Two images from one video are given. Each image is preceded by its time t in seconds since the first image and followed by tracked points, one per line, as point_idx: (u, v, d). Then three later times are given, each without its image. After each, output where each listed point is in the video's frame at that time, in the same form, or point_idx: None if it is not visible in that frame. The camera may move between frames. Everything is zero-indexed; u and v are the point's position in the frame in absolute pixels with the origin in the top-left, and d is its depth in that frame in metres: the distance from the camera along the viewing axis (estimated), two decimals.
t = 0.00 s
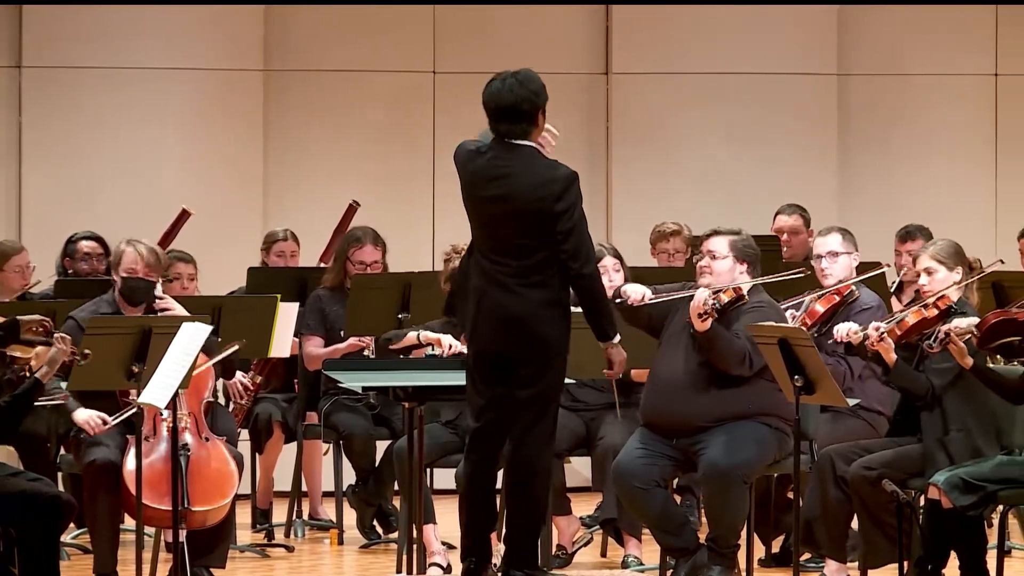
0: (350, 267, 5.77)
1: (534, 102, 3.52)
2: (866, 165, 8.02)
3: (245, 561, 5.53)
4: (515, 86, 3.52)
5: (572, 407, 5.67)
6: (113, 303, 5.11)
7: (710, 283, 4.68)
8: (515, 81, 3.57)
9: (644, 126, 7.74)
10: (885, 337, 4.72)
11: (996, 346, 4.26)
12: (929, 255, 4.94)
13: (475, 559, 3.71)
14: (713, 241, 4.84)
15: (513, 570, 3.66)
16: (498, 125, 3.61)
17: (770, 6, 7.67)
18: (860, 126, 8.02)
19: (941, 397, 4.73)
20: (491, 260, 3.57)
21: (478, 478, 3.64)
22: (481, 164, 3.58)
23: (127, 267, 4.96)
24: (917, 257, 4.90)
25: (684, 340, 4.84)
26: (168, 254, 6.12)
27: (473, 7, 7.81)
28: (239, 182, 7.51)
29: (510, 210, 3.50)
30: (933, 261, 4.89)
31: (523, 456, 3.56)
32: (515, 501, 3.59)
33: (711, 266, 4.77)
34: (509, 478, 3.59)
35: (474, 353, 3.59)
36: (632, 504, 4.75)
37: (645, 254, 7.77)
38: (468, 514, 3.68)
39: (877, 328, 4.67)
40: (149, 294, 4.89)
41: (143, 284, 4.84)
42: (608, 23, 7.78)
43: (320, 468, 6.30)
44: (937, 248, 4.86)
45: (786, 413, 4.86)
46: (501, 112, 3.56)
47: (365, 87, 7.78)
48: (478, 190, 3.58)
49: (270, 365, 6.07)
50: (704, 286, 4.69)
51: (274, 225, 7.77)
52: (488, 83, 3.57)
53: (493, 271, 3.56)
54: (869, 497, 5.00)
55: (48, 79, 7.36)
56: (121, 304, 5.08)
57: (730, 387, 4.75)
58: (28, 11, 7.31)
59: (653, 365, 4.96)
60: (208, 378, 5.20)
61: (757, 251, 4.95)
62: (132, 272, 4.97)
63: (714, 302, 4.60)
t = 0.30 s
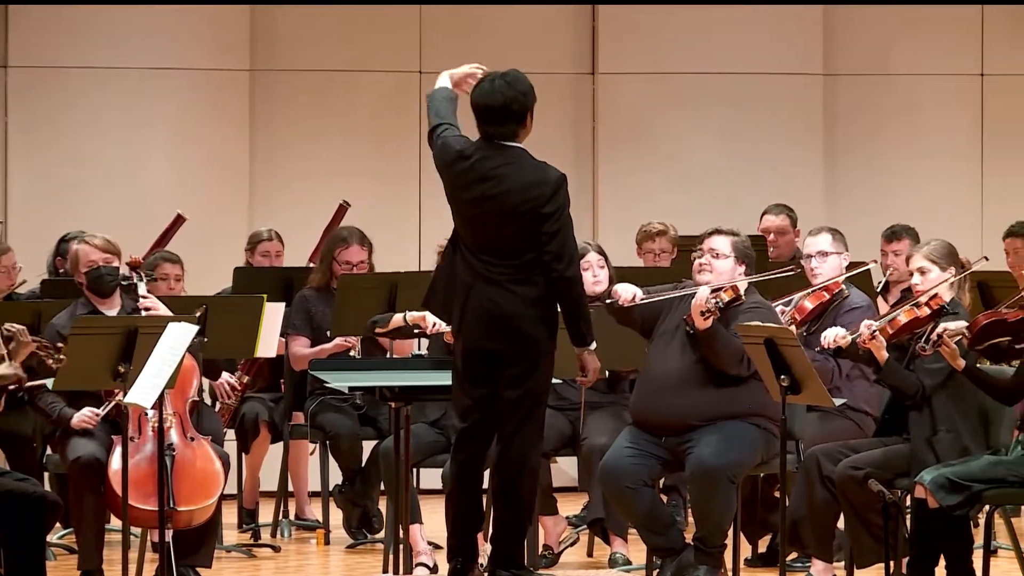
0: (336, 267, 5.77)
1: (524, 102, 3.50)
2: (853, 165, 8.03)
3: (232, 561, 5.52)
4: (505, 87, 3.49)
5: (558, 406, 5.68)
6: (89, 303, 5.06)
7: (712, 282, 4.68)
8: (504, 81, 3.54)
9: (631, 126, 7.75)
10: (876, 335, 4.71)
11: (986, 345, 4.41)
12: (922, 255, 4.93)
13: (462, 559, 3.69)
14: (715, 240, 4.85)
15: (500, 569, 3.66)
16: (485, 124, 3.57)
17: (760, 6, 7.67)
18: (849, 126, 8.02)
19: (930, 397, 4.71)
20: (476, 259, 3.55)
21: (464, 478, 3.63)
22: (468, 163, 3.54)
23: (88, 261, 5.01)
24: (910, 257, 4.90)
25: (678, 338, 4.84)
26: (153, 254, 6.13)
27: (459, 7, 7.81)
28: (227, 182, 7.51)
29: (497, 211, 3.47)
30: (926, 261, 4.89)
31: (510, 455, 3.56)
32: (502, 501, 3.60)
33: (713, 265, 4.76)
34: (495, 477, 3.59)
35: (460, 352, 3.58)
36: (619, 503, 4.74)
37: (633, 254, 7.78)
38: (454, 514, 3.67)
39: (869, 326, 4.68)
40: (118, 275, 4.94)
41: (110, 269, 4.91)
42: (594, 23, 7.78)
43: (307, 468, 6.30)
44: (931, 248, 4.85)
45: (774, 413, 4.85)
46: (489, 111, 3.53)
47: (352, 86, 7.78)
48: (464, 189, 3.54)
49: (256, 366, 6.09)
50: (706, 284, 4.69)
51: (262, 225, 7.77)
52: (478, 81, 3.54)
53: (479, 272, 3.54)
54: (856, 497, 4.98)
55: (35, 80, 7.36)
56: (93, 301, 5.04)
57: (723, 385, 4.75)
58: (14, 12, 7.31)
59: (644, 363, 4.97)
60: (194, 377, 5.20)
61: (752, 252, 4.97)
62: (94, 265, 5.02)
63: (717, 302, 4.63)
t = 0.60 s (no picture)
0: (325, 267, 5.76)
1: (521, 105, 3.49)
2: (843, 165, 8.03)
3: (220, 561, 5.52)
4: (502, 89, 3.48)
5: (546, 405, 5.68)
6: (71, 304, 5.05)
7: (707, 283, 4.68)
8: (499, 83, 3.53)
9: (619, 126, 7.75)
10: (870, 334, 4.71)
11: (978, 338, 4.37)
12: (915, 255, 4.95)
13: (451, 559, 3.66)
14: (707, 241, 4.84)
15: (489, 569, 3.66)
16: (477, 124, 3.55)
17: (749, 7, 7.68)
18: (839, 126, 8.03)
19: (921, 397, 4.71)
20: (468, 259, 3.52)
21: (452, 478, 3.61)
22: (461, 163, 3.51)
23: (71, 261, 5.02)
24: (903, 257, 4.92)
25: (672, 338, 4.84)
26: (142, 254, 6.12)
27: (447, 7, 7.81)
28: (217, 183, 7.51)
29: (493, 213, 3.45)
30: (918, 261, 4.91)
31: (500, 455, 3.55)
32: (491, 501, 3.59)
33: (706, 267, 4.77)
34: (485, 477, 3.58)
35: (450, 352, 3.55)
36: (610, 503, 4.70)
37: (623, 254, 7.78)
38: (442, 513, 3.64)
39: (863, 325, 4.68)
40: (102, 275, 4.91)
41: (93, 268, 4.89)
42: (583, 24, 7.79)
43: (296, 468, 6.30)
44: (923, 248, 4.88)
45: (765, 413, 4.83)
46: (483, 111, 3.51)
47: (341, 86, 7.79)
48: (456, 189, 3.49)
49: (246, 365, 6.10)
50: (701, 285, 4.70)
51: (252, 226, 7.77)
52: (472, 82, 3.51)
53: (471, 273, 3.51)
54: (845, 497, 4.97)
55: (23, 80, 7.35)
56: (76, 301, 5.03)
57: (718, 385, 4.75)
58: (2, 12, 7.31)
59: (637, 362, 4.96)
60: (179, 377, 5.19)
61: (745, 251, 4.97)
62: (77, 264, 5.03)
63: (715, 303, 4.65)
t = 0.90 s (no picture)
0: (313, 268, 5.77)
1: (515, 107, 3.50)
2: (833, 166, 8.04)
3: (209, 562, 5.51)
4: (497, 89, 3.48)
5: (534, 406, 5.68)
6: (61, 306, 5.05)
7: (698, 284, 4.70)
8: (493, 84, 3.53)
9: (609, 126, 7.75)
10: (860, 336, 4.69)
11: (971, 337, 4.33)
12: (903, 256, 4.95)
13: (439, 559, 3.66)
14: (689, 244, 4.85)
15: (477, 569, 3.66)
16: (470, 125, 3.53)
17: (737, 7, 7.69)
18: (828, 126, 8.04)
19: (911, 397, 4.71)
20: (459, 259, 3.50)
21: (440, 476, 3.60)
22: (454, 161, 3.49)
23: (62, 262, 5.04)
24: (892, 258, 4.92)
25: (660, 339, 4.82)
26: (132, 255, 6.13)
27: (435, 7, 7.82)
28: (206, 183, 7.52)
29: (487, 214, 3.44)
30: (907, 261, 4.90)
31: (489, 455, 3.55)
32: (479, 501, 3.59)
33: (692, 269, 4.77)
34: (475, 476, 3.58)
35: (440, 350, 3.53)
36: (596, 502, 4.69)
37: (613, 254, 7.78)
38: (429, 512, 3.64)
39: (852, 326, 4.65)
40: (92, 275, 4.93)
41: (84, 268, 4.90)
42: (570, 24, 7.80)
43: (284, 468, 6.30)
44: (912, 249, 4.88)
45: (753, 413, 4.82)
46: (478, 113, 3.50)
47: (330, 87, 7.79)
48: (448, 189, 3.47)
49: (235, 366, 6.11)
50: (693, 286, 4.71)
51: (241, 226, 7.77)
52: (468, 82, 3.50)
53: (462, 272, 3.49)
54: (833, 497, 4.95)
55: (12, 81, 7.35)
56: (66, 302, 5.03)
57: (707, 384, 4.72)
58: None
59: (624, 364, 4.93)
60: (167, 378, 5.20)
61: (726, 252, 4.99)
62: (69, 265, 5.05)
63: (706, 302, 4.67)
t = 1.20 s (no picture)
0: (298, 267, 5.77)
1: (503, 107, 3.49)
2: (820, 166, 8.04)
3: (194, 562, 5.51)
4: (485, 89, 3.47)
5: (519, 406, 5.69)
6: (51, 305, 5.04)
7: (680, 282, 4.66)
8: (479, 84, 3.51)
9: (595, 127, 7.75)
10: (846, 336, 4.70)
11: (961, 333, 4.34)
12: (890, 255, 4.95)
13: (424, 559, 3.65)
14: (670, 244, 4.86)
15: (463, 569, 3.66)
16: (456, 126, 3.51)
17: (722, 7, 7.70)
18: (815, 127, 8.04)
19: (897, 398, 4.71)
20: (447, 260, 3.47)
21: (426, 477, 3.59)
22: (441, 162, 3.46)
23: (57, 260, 5.01)
24: (878, 257, 4.93)
25: (643, 340, 4.82)
26: (118, 256, 6.14)
27: (420, 7, 7.83)
28: (194, 183, 7.52)
29: (476, 216, 3.43)
30: (894, 261, 4.91)
31: (476, 455, 3.55)
32: (465, 501, 3.59)
33: (673, 269, 4.78)
34: (461, 477, 3.57)
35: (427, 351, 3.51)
36: (581, 503, 4.69)
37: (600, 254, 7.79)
38: (415, 512, 3.62)
39: (838, 327, 4.66)
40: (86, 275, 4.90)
41: (80, 267, 4.85)
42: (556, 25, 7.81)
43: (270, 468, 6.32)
44: (898, 248, 4.88)
45: (737, 413, 4.81)
46: (465, 114, 3.48)
47: (316, 87, 7.79)
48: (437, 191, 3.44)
49: (221, 366, 6.12)
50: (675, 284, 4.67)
51: (228, 226, 7.77)
52: (454, 82, 3.48)
53: (450, 274, 3.47)
54: (819, 498, 4.95)
55: None
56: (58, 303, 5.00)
57: (690, 383, 4.72)
58: None
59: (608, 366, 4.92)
60: (155, 379, 5.18)
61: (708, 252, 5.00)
62: (64, 263, 5.02)
63: (689, 300, 4.63)
